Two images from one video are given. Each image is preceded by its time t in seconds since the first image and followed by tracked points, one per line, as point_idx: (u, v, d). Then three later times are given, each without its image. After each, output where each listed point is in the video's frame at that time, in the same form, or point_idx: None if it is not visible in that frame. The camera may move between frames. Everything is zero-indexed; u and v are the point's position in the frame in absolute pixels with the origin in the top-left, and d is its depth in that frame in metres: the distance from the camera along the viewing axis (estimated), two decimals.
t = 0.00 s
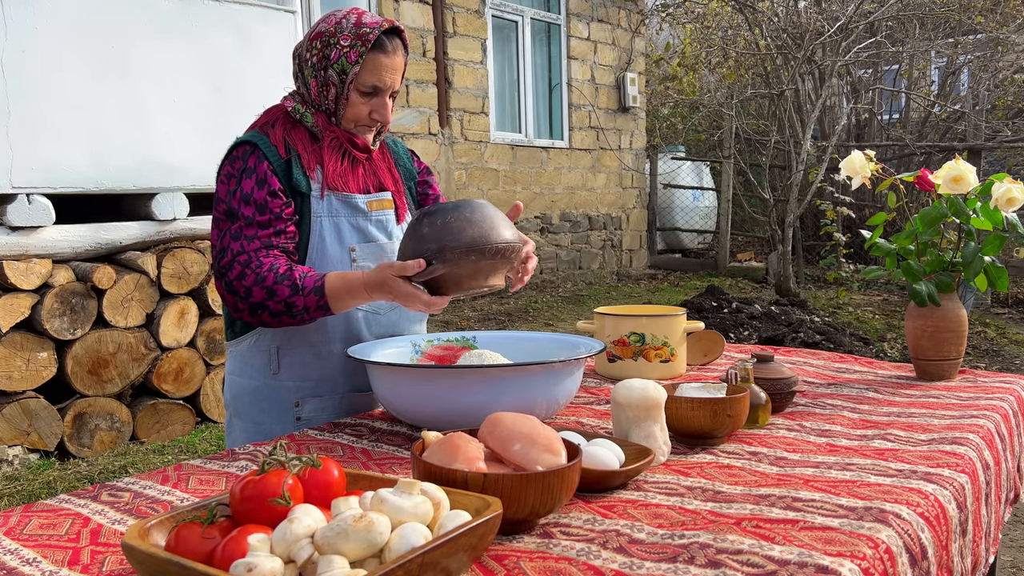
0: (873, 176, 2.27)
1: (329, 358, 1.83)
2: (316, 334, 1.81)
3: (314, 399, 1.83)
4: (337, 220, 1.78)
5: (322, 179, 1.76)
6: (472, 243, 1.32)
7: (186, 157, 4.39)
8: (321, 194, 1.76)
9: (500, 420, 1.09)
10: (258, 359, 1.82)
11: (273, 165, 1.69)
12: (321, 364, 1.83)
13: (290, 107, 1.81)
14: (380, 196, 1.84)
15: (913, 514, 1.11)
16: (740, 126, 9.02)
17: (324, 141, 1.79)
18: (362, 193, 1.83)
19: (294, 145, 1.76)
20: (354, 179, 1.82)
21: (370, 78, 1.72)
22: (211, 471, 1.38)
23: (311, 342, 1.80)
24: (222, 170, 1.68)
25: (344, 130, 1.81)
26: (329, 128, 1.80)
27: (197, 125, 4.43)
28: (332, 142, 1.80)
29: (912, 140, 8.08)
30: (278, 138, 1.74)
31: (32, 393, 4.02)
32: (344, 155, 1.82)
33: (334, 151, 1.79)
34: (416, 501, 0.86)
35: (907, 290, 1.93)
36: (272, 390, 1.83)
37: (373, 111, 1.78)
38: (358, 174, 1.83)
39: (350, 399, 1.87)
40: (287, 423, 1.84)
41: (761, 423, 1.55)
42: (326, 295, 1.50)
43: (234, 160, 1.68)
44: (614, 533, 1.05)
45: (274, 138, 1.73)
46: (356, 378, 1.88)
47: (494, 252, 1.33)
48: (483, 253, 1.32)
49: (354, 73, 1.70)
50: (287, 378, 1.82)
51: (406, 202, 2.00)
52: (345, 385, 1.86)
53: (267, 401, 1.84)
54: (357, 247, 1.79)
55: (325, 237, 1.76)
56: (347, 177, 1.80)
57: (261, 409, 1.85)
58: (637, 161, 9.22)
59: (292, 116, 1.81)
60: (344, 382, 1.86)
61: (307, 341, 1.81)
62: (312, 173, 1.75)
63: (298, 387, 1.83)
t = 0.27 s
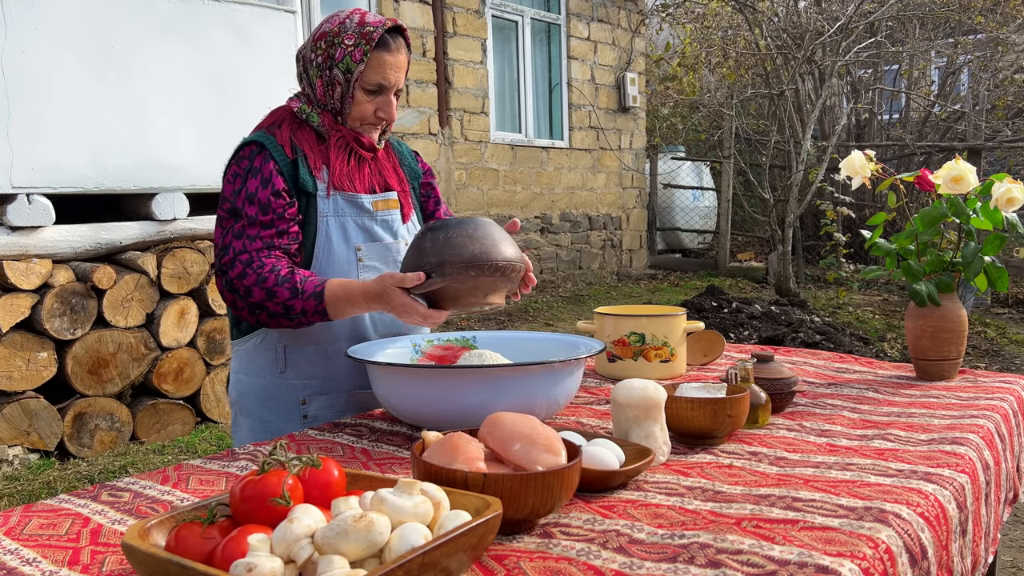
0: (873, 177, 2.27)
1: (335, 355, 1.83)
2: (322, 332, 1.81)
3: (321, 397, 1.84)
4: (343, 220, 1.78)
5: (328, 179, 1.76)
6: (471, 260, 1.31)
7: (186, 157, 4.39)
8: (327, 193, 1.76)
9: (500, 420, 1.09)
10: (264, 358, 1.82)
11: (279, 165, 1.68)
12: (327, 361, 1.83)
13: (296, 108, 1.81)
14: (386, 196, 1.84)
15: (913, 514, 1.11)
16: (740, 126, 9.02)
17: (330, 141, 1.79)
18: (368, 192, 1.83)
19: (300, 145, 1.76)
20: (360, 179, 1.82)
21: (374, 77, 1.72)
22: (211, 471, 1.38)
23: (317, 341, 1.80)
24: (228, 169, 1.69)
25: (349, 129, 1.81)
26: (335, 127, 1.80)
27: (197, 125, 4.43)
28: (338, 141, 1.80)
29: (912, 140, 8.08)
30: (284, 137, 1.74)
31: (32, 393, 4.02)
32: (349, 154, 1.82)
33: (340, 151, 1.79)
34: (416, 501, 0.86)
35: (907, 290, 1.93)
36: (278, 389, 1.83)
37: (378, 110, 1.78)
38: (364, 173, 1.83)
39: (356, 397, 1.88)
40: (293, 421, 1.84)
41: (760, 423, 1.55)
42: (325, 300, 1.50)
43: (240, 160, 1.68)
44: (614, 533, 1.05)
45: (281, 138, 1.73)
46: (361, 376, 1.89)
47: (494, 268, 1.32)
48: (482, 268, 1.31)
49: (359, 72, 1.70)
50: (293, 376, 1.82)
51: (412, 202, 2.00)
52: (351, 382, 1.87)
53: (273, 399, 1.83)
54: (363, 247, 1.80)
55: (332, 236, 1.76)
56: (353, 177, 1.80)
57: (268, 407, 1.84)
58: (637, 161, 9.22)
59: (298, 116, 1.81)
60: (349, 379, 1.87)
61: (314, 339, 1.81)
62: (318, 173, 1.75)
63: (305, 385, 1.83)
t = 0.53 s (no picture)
0: (872, 177, 2.27)
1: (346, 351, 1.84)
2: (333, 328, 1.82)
3: (331, 393, 1.84)
4: (354, 218, 1.78)
5: (341, 179, 1.76)
6: (470, 260, 1.31)
7: (187, 157, 4.39)
8: (339, 192, 1.76)
9: (500, 420, 1.09)
10: (275, 353, 1.82)
11: (292, 164, 1.69)
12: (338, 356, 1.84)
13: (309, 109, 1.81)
14: (396, 195, 1.84)
15: (913, 514, 1.11)
16: (740, 126, 9.03)
17: (342, 141, 1.79)
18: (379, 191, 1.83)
19: (313, 145, 1.76)
20: (372, 178, 1.82)
21: (385, 76, 1.72)
22: (211, 471, 1.38)
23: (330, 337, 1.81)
24: (241, 168, 1.69)
25: (362, 129, 1.81)
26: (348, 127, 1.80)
27: (198, 125, 4.43)
28: (351, 140, 1.80)
29: (912, 140, 8.08)
30: (297, 138, 1.74)
31: (32, 393, 4.02)
32: (363, 153, 1.82)
33: (353, 150, 1.79)
34: (416, 501, 0.86)
35: (907, 290, 1.93)
36: (290, 384, 1.83)
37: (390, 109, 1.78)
38: (376, 172, 1.83)
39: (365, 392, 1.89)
40: (304, 417, 1.84)
41: (760, 423, 1.55)
42: (326, 297, 1.50)
43: (254, 158, 1.68)
44: (614, 533, 1.05)
45: (294, 138, 1.74)
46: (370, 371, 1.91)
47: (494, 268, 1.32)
48: (483, 268, 1.31)
49: (371, 72, 1.70)
50: (305, 372, 1.82)
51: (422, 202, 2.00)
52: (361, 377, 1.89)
53: (284, 395, 1.83)
54: (374, 244, 1.80)
55: (344, 235, 1.76)
56: (365, 176, 1.80)
57: (278, 402, 1.84)
58: (637, 161, 9.22)
59: (312, 117, 1.81)
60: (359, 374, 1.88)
61: (326, 335, 1.81)
62: (331, 172, 1.75)
63: (316, 380, 1.83)
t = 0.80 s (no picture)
0: (872, 177, 2.27)
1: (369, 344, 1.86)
2: (358, 322, 1.84)
3: (353, 384, 1.87)
4: (380, 215, 1.82)
5: (369, 177, 1.81)
6: (470, 205, 1.33)
7: (187, 157, 4.39)
8: (365, 189, 1.80)
9: (499, 420, 1.09)
10: (299, 343, 1.84)
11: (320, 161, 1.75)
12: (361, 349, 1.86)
13: (342, 111, 1.87)
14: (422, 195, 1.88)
15: (913, 514, 1.11)
16: (740, 126, 9.04)
17: (372, 140, 1.84)
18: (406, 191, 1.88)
19: (344, 144, 1.81)
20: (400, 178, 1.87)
21: (416, 74, 1.77)
22: (211, 471, 1.38)
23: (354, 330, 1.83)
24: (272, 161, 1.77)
25: (394, 129, 1.85)
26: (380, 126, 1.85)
27: (198, 125, 4.43)
28: (382, 140, 1.85)
29: (912, 140, 8.08)
30: (329, 136, 1.80)
31: (32, 393, 4.02)
32: (394, 152, 1.87)
33: (383, 150, 1.84)
34: (416, 501, 0.86)
35: (907, 290, 1.94)
36: (312, 374, 1.85)
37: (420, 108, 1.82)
38: (405, 172, 1.88)
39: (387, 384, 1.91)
40: (325, 406, 1.86)
41: (760, 423, 1.55)
42: (323, 258, 1.51)
43: (284, 152, 1.76)
44: (614, 533, 1.05)
45: (325, 137, 1.80)
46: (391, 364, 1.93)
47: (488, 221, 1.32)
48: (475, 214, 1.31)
49: (402, 70, 1.75)
50: (328, 363, 1.84)
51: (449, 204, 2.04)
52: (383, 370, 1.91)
53: (306, 383, 1.86)
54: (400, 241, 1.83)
55: (370, 230, 1.80)
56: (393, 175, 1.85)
57: (301, 391, 1.87)
58: (637, 161, 9.22)
59: (344, 118, 1.87)
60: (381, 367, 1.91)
61: (350, 327, 1.83)
62: (359, 170, 1.80)
63: (338, 371, 1.85)
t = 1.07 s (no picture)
0: (872, 177, 2.27)
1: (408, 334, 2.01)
2: (401, 312, 1.99)
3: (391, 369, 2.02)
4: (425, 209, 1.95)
5: (416, 172, 1.95)
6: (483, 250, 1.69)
7: (187, 157, 4.39)
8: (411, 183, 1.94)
9: (499, 420, 1.09)
10: (345, 328, 2.01)
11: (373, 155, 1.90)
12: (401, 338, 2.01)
13: (391, 108, 1.99)
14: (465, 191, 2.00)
15: (913, 514, 1.11)
16: (740, 126, 9.05)
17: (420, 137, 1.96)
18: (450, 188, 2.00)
19: (393, 140, 1.95)
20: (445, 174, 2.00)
21: (461, 71, 1.87)
22: (211, 471, 1.38)
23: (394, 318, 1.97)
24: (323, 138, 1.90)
25: (441, 125, 1.97)
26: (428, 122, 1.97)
27: (198, 125, 4.43)
28: (430, 136, 1.97)
29: (912, 140, 8.08)
30: (380, 131, 1.95)
31: (32, 393, 4.02)
32: (440, 148, 1.99)
33: (430, 147, 1.97)
34: (416, 501, 0.86)
35: (907, 290, 1.94)
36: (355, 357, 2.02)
37: (466, 104, 1.92)
38: (450, 169, 2.01)
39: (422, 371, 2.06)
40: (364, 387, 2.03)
41: (761, 423, 1.55)
42: (354, 203, 1.61)
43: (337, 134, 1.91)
44: (614, 533, 1.05)
45: (377, 132, 1.94)
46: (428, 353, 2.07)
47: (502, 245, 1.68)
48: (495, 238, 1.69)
49: (448, 67, 1.86)
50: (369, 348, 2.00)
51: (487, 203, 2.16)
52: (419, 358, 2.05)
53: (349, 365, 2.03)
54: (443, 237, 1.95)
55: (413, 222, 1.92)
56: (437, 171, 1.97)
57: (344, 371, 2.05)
58: (637, 161, 9.22)
59: (393, 114, 1.99)
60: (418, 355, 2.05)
61: (390, 317, 1.98)
62: (407, 166, 1.94)
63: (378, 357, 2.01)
